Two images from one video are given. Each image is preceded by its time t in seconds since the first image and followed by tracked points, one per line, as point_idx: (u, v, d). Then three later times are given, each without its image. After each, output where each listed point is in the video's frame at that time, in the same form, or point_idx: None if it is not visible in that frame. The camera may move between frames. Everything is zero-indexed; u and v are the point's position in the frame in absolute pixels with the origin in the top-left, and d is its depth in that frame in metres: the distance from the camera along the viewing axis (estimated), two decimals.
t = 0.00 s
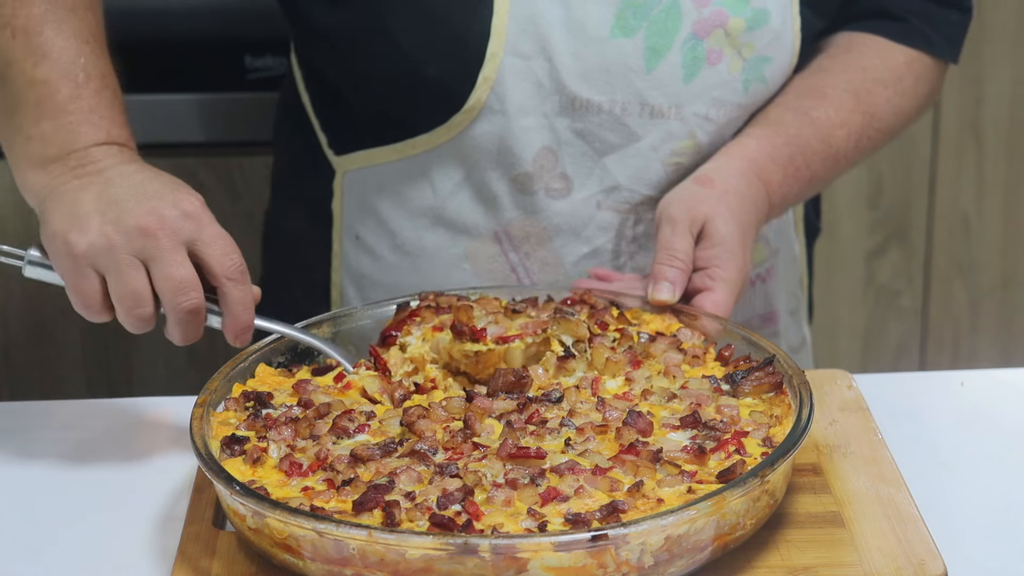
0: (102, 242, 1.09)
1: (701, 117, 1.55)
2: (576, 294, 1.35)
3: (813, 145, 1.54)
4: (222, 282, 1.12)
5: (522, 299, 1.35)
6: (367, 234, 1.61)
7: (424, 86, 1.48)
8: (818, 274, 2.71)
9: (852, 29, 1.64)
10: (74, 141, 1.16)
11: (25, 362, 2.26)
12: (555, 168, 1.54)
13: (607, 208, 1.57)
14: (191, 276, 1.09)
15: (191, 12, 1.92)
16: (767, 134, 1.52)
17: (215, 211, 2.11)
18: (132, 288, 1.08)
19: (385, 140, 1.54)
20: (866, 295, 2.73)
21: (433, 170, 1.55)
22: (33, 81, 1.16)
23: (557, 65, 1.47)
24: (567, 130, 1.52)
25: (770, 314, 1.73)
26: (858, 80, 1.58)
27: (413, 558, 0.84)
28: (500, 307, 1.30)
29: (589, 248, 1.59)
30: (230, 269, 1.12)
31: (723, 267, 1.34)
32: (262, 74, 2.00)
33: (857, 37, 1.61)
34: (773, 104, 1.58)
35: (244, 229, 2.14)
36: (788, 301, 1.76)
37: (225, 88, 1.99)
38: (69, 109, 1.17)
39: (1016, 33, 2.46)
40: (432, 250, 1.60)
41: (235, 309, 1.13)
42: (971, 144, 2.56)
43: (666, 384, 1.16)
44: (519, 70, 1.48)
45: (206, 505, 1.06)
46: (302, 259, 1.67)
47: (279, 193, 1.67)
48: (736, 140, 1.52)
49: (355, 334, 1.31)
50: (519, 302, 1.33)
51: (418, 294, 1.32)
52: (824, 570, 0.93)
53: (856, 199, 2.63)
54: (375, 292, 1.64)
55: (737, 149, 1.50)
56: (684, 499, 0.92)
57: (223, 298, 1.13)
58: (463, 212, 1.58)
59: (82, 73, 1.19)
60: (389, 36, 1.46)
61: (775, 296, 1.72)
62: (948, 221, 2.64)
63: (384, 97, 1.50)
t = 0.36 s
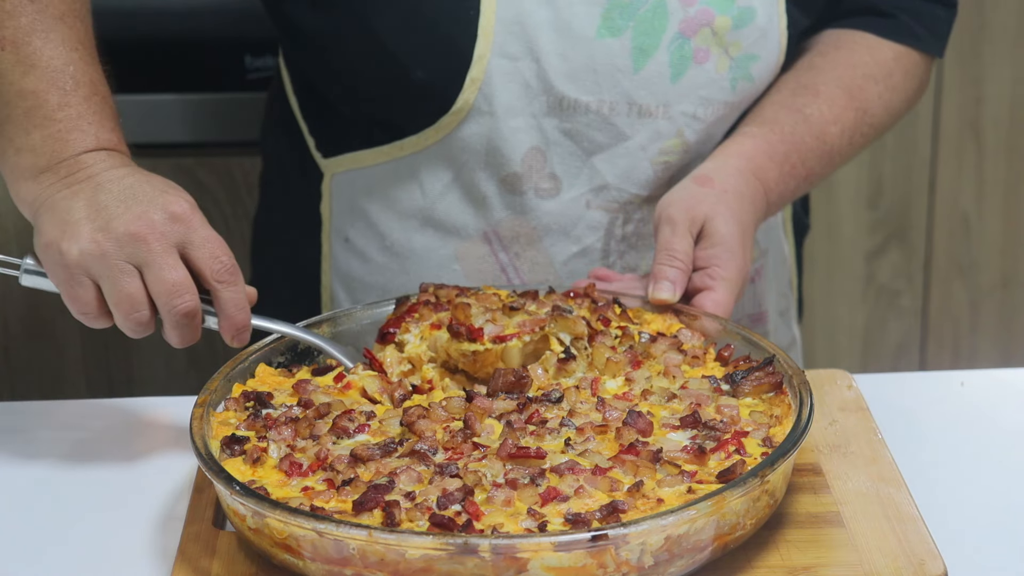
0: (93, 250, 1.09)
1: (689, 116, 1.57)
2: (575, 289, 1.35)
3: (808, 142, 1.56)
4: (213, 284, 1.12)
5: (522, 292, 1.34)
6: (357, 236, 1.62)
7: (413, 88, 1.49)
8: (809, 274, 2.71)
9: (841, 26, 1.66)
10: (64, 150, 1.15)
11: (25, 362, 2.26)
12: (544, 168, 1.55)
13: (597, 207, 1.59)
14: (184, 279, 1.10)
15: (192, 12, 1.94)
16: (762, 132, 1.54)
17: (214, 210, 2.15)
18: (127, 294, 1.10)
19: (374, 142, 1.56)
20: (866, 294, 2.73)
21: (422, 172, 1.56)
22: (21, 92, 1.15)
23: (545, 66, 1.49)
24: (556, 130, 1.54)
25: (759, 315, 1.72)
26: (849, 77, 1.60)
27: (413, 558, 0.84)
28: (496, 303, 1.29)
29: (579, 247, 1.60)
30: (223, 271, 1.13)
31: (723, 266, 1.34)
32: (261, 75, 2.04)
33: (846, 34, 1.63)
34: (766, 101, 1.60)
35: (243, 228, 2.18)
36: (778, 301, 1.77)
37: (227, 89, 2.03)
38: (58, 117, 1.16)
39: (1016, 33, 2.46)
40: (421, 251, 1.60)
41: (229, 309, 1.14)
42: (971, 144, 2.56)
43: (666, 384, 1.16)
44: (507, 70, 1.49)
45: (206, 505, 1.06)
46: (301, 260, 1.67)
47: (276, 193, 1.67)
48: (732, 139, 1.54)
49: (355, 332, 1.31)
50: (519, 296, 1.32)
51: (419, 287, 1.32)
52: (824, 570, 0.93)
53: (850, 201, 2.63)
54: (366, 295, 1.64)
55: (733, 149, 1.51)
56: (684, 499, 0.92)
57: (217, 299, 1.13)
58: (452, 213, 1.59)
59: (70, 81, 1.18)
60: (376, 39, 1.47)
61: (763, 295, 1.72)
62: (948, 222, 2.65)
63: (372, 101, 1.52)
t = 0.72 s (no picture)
0: (79, 250, 1.09)
1: (680, 114, 1.57)
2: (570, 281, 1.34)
3: (802, 139, 1.58)
4: (201, 282, 1.12)
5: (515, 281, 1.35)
6: (349, 238, 1.61)
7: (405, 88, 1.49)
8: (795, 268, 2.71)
9: (829, 23, 1.68)
10: (49, 150, 1.15)
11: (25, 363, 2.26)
12: (535, 167, 1.56)
13: (588, 205, 1.59)
14: (171, 277, 1.10)
15: (192, 12, 1.96)
16: (757, 131, 1.55)
17: (214, 209, 2.16)
18: (115, 293, 1.10)
19: (364, 143, 1.56)
20: (866, 294, 2.73)
21: (413, 172, 1.56)
22: (7, 92, 1.15)
23: (536, 65, 1.49)
24: (547, 129, 1.54)
25: (751, 313, 1.71)
26: (840, 73, 1.61)
27: (413, 558, 0.84)
28: (487, 295, 1.28)
29: (571, 245, 1.61)
30: (208, 267, 1.12)
31: (723, 265, 1.35)
32: (260, 75, 2.06)
33: (835, 31, 1.65)
34: (760, 98, 1.61)
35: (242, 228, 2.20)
36: (768, 301, 1.77)
37: (227, 90, 2.05)
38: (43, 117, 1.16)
39: (1017, 33, 2.47)
40: (413, 251, 1.60)
41: (217, 307, 1.13)
42: (971, 143, 2.56)
43: (666, 384, 1.16)
44: (497, 70, 1.50)
45: (205, 505, 1.06)
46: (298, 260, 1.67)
47: (272, 192, 1.67)
48: (726, 139, 1.56)
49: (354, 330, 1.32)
50: (510, 286, 1.32)
51: (410, 280, 1.31)
52: (823, 570, 0.93)
53: (847, 201, 2.63)
54: (358, 296, 1.63)
55: (730, 148, 1.52)
56: (684, 499, 0.92)
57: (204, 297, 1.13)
58: (444, 213, 1.59)
59: (55, 81, 1.18)
60: (368, 42, 1.47)
61: (754, 294, 1.72)
62: (948, 223, 2.65)
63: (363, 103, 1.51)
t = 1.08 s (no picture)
0: (65, 245, 1.09)
1: (672, 112, 1.57)
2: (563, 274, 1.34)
3: (800, 137, 1.57)
4: (187, 276, 1.12)
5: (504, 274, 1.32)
6: (342, 240, 1.61)
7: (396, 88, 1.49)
8: (791, 269, 2.71)
9: (820, 20, 1.68)
10: (35, 145, 1.15)
11: (25, 363, 2.26)
12: (527, 167, 1.56)
13: (581, 204, 1.59)
14: (159, 271, 1.10)
15: (190, 11, 1.96)
16: (755, 129, 1.55)
17: (214, 209, 2.18)
18: (102, 288, 1.10)
19: (357, 145, 1.56)
20: (866, 294, 2.73)
21: (405, 172, 1.56)
22: None
23: (527, 64, 1.50)
24: (539, 129, 1.54)
25: (742, 314, 1.73)
26: (834, 70, 1.62)
27: (413, 558, 0.84)
28: (476, 287, 1.26)
29: (565, 244, 1.61)
30: (195, 262, 1.12)
31: (723, 265, 1.35)
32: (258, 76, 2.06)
33: (826, 29, 1.65)
34: (757, 96, 1.61)
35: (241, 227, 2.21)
36: (762, 300, 1.78)
37: (227, 89, 2.05)
38: (30, 113, 1.16)
39: (1016, 33, 2.46)
40: (407, 252, 1.60)
41: (205, 302, 1.13)
42: (971, 144, 2.56)
43: (665, 384, 1.16)
44: (488, 70, 1.50)
45: (205, 505, 1.06)
46: (296, 260, 1.67)
47: (264, 192, 1.66)
48: (724, 137, 1.56)
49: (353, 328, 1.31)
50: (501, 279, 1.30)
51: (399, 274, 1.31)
52: (824, 570, 0.93)
53: (842, 202, 2.63)
54: (352, 298, 1.63)
55: (727, 147, 1.52)
56: (684, 498, 0.92)
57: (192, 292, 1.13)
58: (437, 213, 1.59)
59: (41, 77, 1.18)
60: (358, 42, 1.47)
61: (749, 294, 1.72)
62: (948, 223, 2.65)
63: (355, 104, 1.52)
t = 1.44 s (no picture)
0: (56, 235, 1.09)
1: (671, 111, 1.57)
2: (556, 265, 1.33)
3: (800, 136, 1.58)
4: (178, 267, 1.12)
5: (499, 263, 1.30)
6: (341, 240, 1.61)
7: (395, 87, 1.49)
8: (791, 270, 2.71)
9: (820, 19, 1.67)
10: (27, 136, 1.16)
11: (25, 363, 2.26)
12: (527, 166, 1.56)
13: (580, 203, 1.59)
14: (149, 261, 1.09)
15: (189, 11, 1.96)
16: (755, 129, 1.55)
17: (214, 209, 2.18)
18: (92, 277, 1.10)
19: (356, 145, 1.56)
20: (866, 294, 2.73)
21: (404, 172, 1.56)
22: None
23: (526, 64, 1.50)
24: (538, 128, 1.54)
25: (743, 313, 1.71)
26: (835, 70, 1.62)
27: (413, 558, 0.84)
28: (467, 276, 1.24)
29: (564, 243, 1.61)
30: (189, 253, 1.12)
31: (723, 265, 1.35)
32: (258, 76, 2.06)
33: (826, 28, 1.65)
34: (757, 96, 1.61)
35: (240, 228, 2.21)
36: (762, 300, 1.78)
37: (227, 90, 2.05)
38: (21, 103, 1.17)
39: (1016, 33, 2.46)
40: (407, 250, 1.61)
41: (196, 292, 1.13)
42: (970, 143, 2.56)
43: (665, 384, 1.16)
44: (487, 68, 1.50)
45: (206, 505, 1.06)
46: (295, 260, 1.66)
47: (264, 192, 1.66)
48: (724, 136, 1.56)
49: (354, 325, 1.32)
50: (495, 269, 1.28)
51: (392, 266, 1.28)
52: (824, 570, 0.93)
53: (842, 203, 2.63)
54: (351, 297, 1.63)
55: (727, 147, 1.52)
56: (684, 498, 0.92)
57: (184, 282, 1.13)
58: (436, 213, 1.59)
59: (33, 67, 1.19)
60: (356, 41, 1.47)
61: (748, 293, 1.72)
62: (948, 223, 2.65)
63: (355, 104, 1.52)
